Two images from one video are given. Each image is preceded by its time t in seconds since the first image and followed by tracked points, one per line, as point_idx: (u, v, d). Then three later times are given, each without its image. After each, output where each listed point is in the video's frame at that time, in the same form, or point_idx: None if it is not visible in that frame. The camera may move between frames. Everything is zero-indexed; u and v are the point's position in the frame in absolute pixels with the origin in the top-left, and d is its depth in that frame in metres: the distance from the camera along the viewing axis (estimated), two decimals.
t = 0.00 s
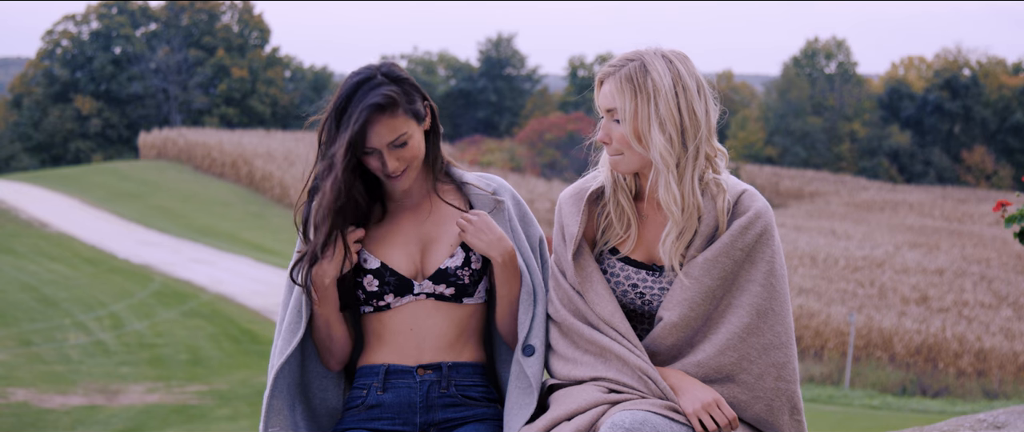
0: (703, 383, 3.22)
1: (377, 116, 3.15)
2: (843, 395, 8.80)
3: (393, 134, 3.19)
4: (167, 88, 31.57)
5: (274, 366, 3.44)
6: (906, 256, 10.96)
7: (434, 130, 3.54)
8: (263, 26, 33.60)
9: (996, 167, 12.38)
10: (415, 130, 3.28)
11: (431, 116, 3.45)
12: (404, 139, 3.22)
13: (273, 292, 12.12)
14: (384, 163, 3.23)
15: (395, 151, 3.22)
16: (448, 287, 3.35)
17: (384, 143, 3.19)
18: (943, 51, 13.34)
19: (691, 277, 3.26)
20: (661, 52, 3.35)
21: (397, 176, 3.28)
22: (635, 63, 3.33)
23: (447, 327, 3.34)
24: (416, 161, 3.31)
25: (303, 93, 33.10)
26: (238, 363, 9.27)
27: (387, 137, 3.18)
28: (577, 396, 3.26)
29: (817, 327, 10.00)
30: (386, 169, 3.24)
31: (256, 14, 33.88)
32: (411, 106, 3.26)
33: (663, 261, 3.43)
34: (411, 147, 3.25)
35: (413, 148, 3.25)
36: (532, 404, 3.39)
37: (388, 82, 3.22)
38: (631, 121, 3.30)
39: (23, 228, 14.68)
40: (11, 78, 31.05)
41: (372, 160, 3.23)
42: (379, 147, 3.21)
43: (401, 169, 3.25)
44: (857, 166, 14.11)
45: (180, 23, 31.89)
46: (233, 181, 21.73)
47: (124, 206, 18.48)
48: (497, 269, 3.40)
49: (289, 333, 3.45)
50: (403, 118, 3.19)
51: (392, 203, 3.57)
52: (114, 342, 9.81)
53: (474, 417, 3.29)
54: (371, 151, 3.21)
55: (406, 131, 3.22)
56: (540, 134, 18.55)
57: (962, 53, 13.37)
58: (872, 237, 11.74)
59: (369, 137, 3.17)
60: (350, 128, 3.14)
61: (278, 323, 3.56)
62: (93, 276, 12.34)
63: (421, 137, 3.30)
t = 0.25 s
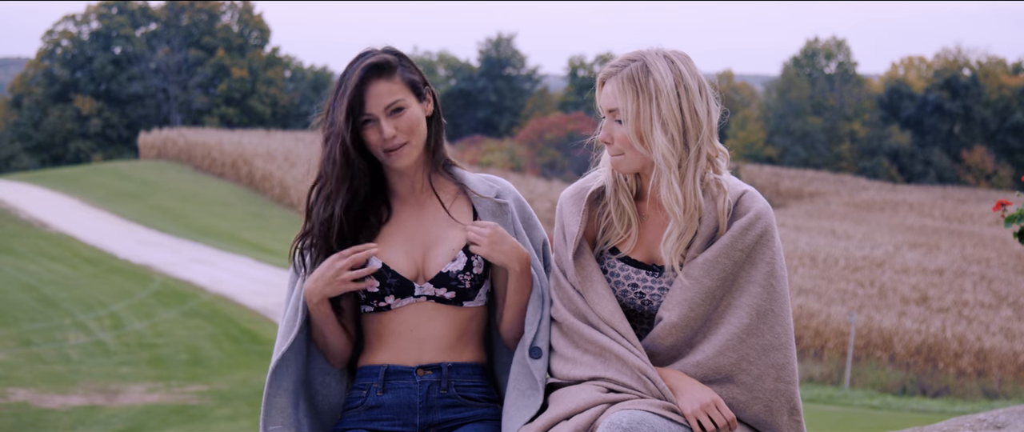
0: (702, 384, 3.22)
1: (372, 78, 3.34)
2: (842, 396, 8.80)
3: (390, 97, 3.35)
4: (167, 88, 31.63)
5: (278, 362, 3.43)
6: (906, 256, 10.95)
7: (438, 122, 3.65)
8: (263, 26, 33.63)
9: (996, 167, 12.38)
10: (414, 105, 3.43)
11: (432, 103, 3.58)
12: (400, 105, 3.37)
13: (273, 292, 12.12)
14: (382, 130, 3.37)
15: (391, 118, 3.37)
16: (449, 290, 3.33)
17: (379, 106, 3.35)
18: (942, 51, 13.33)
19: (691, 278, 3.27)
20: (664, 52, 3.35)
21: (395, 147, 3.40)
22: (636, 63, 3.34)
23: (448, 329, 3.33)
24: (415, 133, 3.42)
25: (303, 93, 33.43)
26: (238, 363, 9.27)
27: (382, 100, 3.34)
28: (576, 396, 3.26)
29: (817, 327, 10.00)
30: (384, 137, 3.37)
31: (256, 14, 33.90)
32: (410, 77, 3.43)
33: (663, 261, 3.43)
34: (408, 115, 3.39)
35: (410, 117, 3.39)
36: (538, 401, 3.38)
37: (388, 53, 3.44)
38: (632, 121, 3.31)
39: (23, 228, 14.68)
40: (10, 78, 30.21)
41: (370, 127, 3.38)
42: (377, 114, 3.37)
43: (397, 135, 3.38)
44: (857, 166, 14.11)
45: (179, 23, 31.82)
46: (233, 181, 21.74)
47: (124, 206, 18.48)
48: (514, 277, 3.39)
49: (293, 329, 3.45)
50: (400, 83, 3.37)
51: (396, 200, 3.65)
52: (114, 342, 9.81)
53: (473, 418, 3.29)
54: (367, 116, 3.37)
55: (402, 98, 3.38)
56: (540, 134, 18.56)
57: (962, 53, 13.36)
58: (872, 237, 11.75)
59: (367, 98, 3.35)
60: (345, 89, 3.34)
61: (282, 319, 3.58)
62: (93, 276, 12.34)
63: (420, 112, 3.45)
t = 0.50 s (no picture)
0: (704, 384, 3.22)
1: (389, 65, 3.38)
2: (842, 395, 8.80)
3: (407, 84, 3.39)
4: (167, 88, 31.69)
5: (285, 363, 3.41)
6: (906, 256, 10.95)
7: (446, 121, 3.67)
8: (263, 26, 33.65)
9: (996, 167, 12.41)
10: (428, 97, 3.47)
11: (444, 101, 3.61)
12: (415, 94, 3.41)
13: (273, 292, 12.12)
14: (396, 116, 3.38)
15: (405, 106, 3.40)
16: (451, 293, 3.33)
17: (395, 93, 3.38)
18: (943, 51, 13.32)
19: (692, 279, 3.26)
20: (665, 51, 3.35)
21: (407, 135, 3.42)
22: (638, 62, 3.34)
23: (450, 330, 3.33)
24: (428, 124, 3.45)
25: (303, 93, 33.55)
26: (238, 362, 9.27)
27: (397, 88, 3.38)
28: (578, 396, 3.27)
29: (817, 327, 9.99)
30: (397, 123, 3.39)
31: (256, 14, 33.93)
32: (427, 70, 3.49)
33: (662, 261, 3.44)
34: (423, 105, 3.43)
35: (424, 107, 3.42)
36: (546, 402, 3.37)
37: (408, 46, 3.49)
38: (633, 121, 3.31)
39: (23, 228, 14.68)
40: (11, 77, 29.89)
41: (383, 114, 3.40)
42: (392, 100, 3.40)
43: (411, 124, 3.40)
44: (857, 166, 14.11)
45: (180, 23, 31.48)
46: (233, 181, 21.75)
47: (124, 206, 18.48)
48: (501, 268, 3.36)
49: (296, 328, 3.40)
50: (418, 73, 3.42)
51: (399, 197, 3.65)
52: (114, 342, 9.80)
53: (474, 418, 3.29)
54: (381, 103, 3.40)
55: (418, 87, 3.42)
56: (540, 134, 18.56)
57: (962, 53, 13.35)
58: (872, 237, 11.75)
59: (384, 84, 3.38)
60: (363, 74, 3.37)
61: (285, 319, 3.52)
62: (93, 276, 12.34)
63: (434, 106, 3.49)
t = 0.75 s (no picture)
0: (705, 384, 3.22)
1: (401, 65, 3.38)
2: (843, 395, 8.79)
3: (418, 85, 3.38)
4: (167, 87, 31.68)
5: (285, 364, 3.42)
6: (906, 256, 10.95)
7: (454, 124, 3.66)
8: (263, 26, 33.65)
9: (996, 167, 12.39)
10: (437, 98, 3.47)
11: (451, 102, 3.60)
12: (425, 95, 3.40)
13: (273, 292, 12.12)
14: (406, 117, 3.38)
15: (415, 107, 3.39)
16: (453, 294, 3.33)
17: (406, 93, 3.37)
18: (943, 51, 13.31)
19: (693, 279, 3.26)
20: (665, 52, 3.35)
21: (416, 136, 3.41)
22: (640, 63, 3.33)
23: (451, 331, 3.33)
24: (437, 126, 3.44)
25: (303, 93, 33.51)
26: (238, 362, 9.27)
27: (408, 88, 3.37)
28: (579, 394, 3.26)
29: (817, 327, 9.99)
30: (406, 124, 3.38)
31: (256, 14, 33.91)
32: (437, 71, 3.48)
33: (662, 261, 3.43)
34: (433, 105, 3.42)
35: (435, 108, 3.41)
36: (549, 402, 3.36)
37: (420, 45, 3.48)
38: (634, 122, 3.31)
39: (24, 228, 14.67)
40: (11, 78, 30.59)
41: (393, 114, 3.39)
42: (402, 100, 3.39)
43: (420, 125, 3.39)
44: (857, 166, 14.12)
45: (179, 23, 31.74)
46: (233, 181, 21.74)
47: (124, 206, 18.47)
48: (498, 272, 3.38)
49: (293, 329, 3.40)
50: (429, 75, 3.41)
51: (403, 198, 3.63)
52: (114, 342, 9.80)
53: (474, 419, 3.29)
54: (392, 102, 3.39)
55: (428, 89, 3.42)
56: (540, 134, 18.55)
57: (962, 53, 13.35)
58: (872, 237, 11.76)
59: (395, 83, 3.37)
60: (374, 73, 3.36)
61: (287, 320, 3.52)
62: (93, 276, 12.34)
63: (443, 107, 3.48)
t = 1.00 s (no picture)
0: (708, 384, 3.23)
1: (399, 67, 3.38)
2: (842, 395, 8.79)
3: (417, 87, 3.39)
4: (167, 88, 31.68)
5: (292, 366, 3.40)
6: (906, 256, 10.95)
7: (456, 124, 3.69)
8: (263, 26, 33.65)
9: (996, 167, 12.38)
10: (437, 99, 3.46)
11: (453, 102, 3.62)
12: (424, 96, 3.41)
13: (273, 292, 12.13)
14: (406, 119, 3.38)
15: (415, 108, 3.40)
16: (456, 295, 3.33)
17: (405, 95, 3.38)
18: (943, 51, 13.31)
19: (695, 280, 3.26)
20: (666, 51, 3.35)
21: (416, 137, 3.42)
22: (641, 63, 3.33)
23: (453, 332, 3.33)
24: (438, 126, 3.45)
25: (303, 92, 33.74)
26: (238, 362, 9.27)
27: (407, 90, 3.37)
28: (581, 393, 3.26)
29: (817, 327, 9.98)
30: (406, 125, 3.39)
31: (256, 14, 33.92)
32: (436, 72, 3.48)
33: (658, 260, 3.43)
34: (432, 107, 3.43)
35: (434, 109, 3.42)
36: (551, 402, 3.38)
37: (418, 47, 3.48)
38: (634, 120, 3.31)
39: (24, 228, 14.67)
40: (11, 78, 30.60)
41: (393, 117, 3.40)
42: (401, 102, 3.40)
43: (420, 125, 3.40)
44: (857, 165, 14.14)
45: (179, 23, 31.68)
46: (233, 181, 21.75)
47: (124, 206, 18.48)
48: (496, 262, 3.32)
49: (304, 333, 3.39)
50: (428, 76, 3.42)
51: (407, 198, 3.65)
52: (114, 342, 9.80)
53: (475, 419, 3.29)
54: (392, 105, 3.39)
55: (428, 89, 3.42)
56: (540, 134, 18.55)
57: (962, 53, 13.34)
58: (872, 237, 11.77)
59: (394, 86, 3.38)
60: (373, 77, 3.37)
61: (291, 319, 3.48)
62: (93, 276, 12.34)
63: (443, 108, 3.48)
